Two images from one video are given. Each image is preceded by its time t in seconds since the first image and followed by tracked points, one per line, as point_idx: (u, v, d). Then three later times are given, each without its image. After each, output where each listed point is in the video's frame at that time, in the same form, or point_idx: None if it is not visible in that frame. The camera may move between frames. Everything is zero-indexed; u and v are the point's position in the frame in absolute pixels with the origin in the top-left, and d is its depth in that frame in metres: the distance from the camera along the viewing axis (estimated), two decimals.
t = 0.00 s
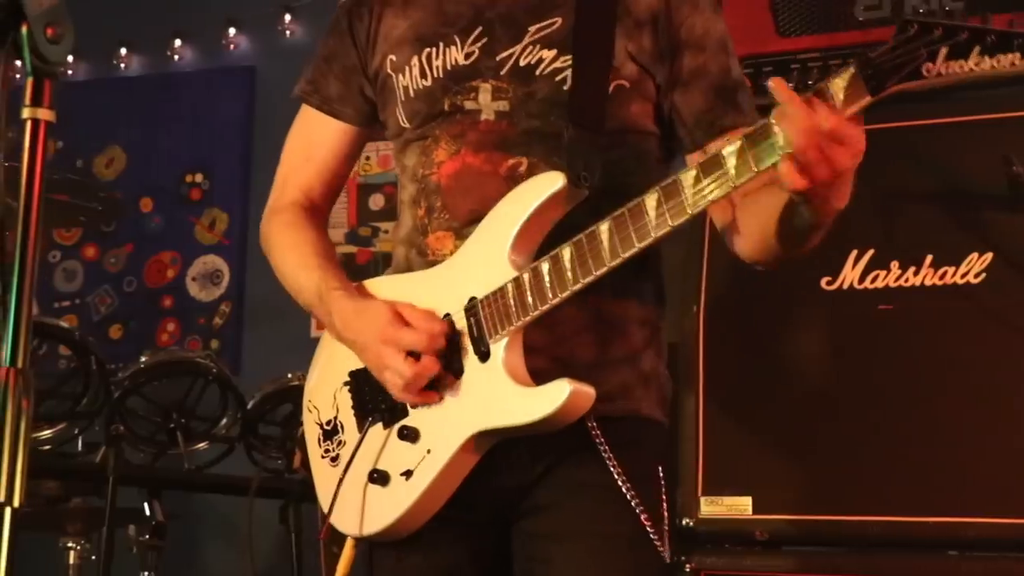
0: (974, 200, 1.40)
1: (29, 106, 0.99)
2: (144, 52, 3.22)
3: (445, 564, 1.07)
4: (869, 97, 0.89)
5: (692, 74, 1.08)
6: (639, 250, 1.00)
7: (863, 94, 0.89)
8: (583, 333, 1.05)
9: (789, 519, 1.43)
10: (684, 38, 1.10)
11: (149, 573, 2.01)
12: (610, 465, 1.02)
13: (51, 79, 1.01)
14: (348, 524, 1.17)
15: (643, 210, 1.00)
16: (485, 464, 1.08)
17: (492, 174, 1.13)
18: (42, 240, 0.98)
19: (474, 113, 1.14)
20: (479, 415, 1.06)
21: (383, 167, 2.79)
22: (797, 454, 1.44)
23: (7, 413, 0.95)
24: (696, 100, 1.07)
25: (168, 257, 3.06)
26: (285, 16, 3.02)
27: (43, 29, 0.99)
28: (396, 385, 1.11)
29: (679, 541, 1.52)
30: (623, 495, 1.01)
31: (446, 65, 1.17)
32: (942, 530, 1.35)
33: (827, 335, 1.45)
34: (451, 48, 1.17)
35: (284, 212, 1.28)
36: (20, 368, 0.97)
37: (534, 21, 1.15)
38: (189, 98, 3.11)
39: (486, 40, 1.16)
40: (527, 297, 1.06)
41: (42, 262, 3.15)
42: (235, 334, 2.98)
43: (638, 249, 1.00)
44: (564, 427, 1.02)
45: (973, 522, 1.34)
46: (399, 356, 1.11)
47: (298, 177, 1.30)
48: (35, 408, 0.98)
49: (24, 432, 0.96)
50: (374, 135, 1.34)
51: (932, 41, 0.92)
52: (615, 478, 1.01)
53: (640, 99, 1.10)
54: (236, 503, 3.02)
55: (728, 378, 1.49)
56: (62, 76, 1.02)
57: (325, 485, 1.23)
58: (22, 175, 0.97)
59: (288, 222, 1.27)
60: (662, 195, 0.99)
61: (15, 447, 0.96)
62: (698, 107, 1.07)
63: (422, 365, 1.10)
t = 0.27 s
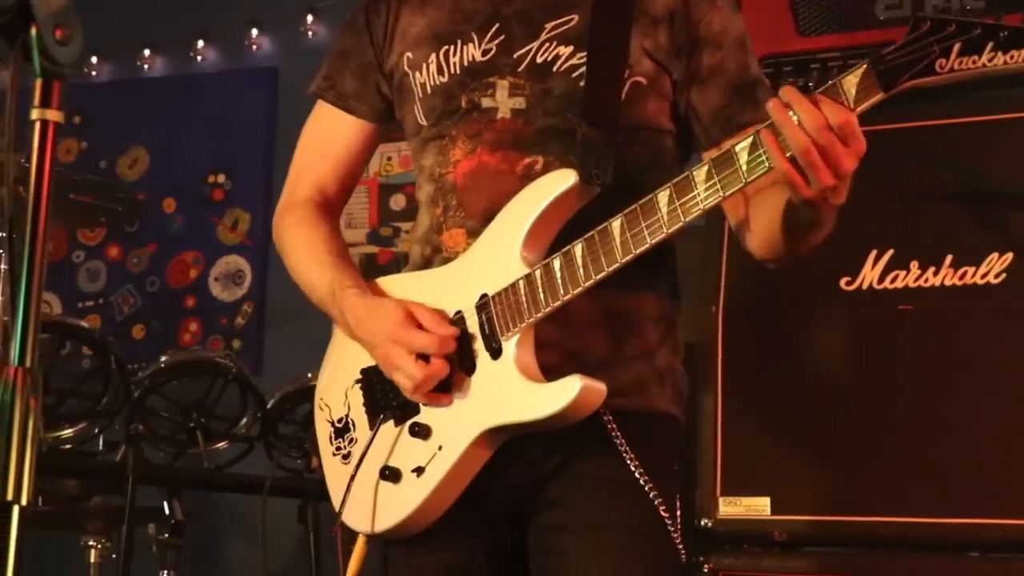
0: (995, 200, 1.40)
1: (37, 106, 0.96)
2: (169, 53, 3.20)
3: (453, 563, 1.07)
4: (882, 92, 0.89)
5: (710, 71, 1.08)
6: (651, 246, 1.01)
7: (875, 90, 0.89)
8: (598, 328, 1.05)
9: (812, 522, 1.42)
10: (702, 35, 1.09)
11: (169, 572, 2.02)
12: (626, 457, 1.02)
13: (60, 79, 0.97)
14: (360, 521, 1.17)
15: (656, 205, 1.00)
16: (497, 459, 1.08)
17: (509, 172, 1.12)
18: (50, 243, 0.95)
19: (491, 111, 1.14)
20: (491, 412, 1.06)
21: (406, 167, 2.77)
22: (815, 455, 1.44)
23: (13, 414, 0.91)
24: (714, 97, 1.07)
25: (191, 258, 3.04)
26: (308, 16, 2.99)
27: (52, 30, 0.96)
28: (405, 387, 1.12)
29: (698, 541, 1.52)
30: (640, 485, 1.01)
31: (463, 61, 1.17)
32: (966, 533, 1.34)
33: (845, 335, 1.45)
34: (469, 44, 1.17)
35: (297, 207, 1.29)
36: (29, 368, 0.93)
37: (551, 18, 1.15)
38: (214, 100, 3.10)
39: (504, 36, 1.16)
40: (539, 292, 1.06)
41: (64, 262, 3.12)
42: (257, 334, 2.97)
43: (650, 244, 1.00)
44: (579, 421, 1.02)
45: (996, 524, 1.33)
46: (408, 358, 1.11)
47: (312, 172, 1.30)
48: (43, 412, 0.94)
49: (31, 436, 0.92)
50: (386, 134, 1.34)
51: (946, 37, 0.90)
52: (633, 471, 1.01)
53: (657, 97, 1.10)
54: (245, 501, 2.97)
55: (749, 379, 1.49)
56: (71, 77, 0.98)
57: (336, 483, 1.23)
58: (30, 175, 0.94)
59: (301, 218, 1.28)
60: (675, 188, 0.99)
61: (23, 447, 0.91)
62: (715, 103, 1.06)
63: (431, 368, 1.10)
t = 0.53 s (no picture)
0: (1011, 198, 1.39)
1: (41, 107, 0.96)
2: (188, 55, 3.06)
3: (462, 563, 1.06)
4: (901, 95, 0.89)
5: (718, 82, 1.08)
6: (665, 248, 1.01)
7: (893, 91, 0.89)
8: (614, 332, 1.05)
9: (824, 521, 1.42)
10: (714, 45, 1.09)
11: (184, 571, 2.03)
12: (635, 463, 1.02)
13: (65, 81, 0.97)
14: (368, 520, 1.17)
15: (671, 206, 1.01)
16: (508, 458, 1.08)
17: (524, 175, 1.13)
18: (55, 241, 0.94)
19: (506, 118, 1.14)
20: (502, 412, 1.06)
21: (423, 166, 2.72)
22: (830, 458, 1.44)
23: (18, 413, 0.91)
24: (718, 108, 1.08)
25: (209, 258, 2.91)
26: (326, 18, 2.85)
27: (57, 31, 0.96)
28: (414, 386, 1.11)
29: (713, 541, 1.53)
30: (650, 496, 1.01)
31: (477, 69, 1.17)
32: (981, 533, 1.34)
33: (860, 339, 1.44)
34: (484, 53, 1.17)
35: (309, 211, 1.29)
36: (32, 368, 0.92)
37: (565, 27, 1.15)
38: (233, 99, 2.96)
39: (518, 44, 1.16)
40: (553, 293, 1.06)
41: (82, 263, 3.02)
42: (274, 334, 2.82)
43: (663, 246, 1.01)
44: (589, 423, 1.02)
45: (1012, 525, 1.32)
46: (417, 357, 1.10)
47: (325, 175, 1.31)
48: (47, 413, 0.93)
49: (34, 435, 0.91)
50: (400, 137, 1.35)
51: (965, 41, 0.91)
52: (642, 478, 1.01)
53: (671, 104, 1.10)
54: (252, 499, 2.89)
55: (765, 380, 1.48)
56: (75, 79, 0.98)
57: (344, 481, 1.24)
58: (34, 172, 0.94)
59: (313, 220, 1.28)
60: (690, 190, 1.00)
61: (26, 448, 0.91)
62: (720, 114, 1.08)
63: (440, 366, 1.10)
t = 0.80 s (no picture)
0: None
1: (51, 108, 0.96)
2: (211, 56, 3.01)
3: (477, 562, 1.07)
4: (902, 80, 0.90)
5: (736, 74, 1.08)
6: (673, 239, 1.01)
7: (895, 77, 0.90)
8: (622, 328, 1.05)
9: (841, 522, 1.42)
10: (729, 39, 1.09)
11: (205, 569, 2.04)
12: (648, 457, 1.02)
13: (75, 82, 0.98)
14: (385, 519, 1.17)
15: (677, 198, 1.01)
16: (522, 453, 1.08)
17: (534, 171, 1.13)
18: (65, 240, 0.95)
19: (518, 113, 1.15)
20: (513, 408, 1.07)
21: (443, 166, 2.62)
22: (846, 455, 1.43)
23: (29, 410, 0.91)
24: (738, 100, 1.07)
25: (232, 258, 2.86)
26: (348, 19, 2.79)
27: (67, 33, 0.97)
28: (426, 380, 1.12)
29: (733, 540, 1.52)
30: (662, 486, 1.01)
31: (491, 62, 1.17)
32: (1003, 535, 1.33)
33: (876, 337, 1.44)
34: (497, 46, 1.18)
35: (327, 206, 1.29)
36: (42, 366, 0.93)
37: (578, 20, 1.15)
38: (257, 99, 2.90)
39: (532, 36, 1.16)
40: (561, 286, 1.06)
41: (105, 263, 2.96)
42: (298, 334, 2.76)
43: (671, 237, 1.01)
44: (598, 417, 1.03)
45: None
46: (426, 352, 1.11)
47: (341, 172, 1.31)
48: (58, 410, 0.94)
49: (45, 433, 0.92)
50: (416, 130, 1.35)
51: (964, 24, 0.90)
52: (654, 470, 1.01)
53: (684, 99, 1.10)
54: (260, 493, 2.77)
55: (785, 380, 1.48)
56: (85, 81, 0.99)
57: (361, 480, 1.24)
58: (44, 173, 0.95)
59: (331, 216, 1.29)
60: (695, 181, 1.00)
61: (37, 445, 0.91)
62: (740, 106, 1.07)
63: (448, 360, 1.10)
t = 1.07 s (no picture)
0: None
1: (55, 108, 0.97)
2: (229, 56, 3.01)
3: (476, 561, 1.08)
4: (904, 79, 0.91)
5: (748, 85, 1.08)
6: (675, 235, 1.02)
7: (898, 75, 0.91)
8: (624, 328, 1.07)
9: (853, 522, 1.42)
10: (741, 50, 1.09)
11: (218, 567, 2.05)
12: (647, 455, 1.03)
13: (78, 83, 0.99)
14: (386, 511, 1.19)
15: (679, 194, 1.01)
16: (522, 448, 1.10)
17: (540, 168, 1.13)
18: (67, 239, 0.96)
19: (528, 114, 1.15)
20: (514, 402, 1.08)
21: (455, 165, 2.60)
22: (856, 456, 1.43)
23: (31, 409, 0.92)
24: (749, 110, 1.07)
25: (249, 258, 2.86)
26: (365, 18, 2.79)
27: (70, 34, 0.98)
28: (423, 363, 1.14)
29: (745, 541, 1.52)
30: (661, 485, 1.03)
31: (501, 63, 1.18)
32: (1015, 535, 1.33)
33: (886, 338, 1.44)
34: (508, 48, 1.18)
35: (342, 207, 1.30)
36: (45, 365, 0.94)
37: (590, 22, 1.15)
38: (274, 98, 2.91)
39: (543, 39, 1.16)
40: (563, 283, 1.08)
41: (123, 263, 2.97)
42: (314, 333, 2.76)
43: (673, 233, 1.02)
44: (598, 412, 1.04)
45: None
46: (423, 335, 1.13)
47: (356, 175, 1.32)
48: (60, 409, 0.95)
49: (47, 432, 0.93)
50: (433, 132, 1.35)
51: (969, 23, 0.91)
52: (653, 468, 1.03)
53: (694, 102, 1.11)
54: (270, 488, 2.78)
55: (796, 381, 1.48)
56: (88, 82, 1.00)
57: (362, 473, 1.26)
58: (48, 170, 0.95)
59: (345, 215, 1.29)
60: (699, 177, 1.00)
61: (39, 443, 0.92)
62: (752, 116, 1.07)
63: (446, 342, 1.12)
